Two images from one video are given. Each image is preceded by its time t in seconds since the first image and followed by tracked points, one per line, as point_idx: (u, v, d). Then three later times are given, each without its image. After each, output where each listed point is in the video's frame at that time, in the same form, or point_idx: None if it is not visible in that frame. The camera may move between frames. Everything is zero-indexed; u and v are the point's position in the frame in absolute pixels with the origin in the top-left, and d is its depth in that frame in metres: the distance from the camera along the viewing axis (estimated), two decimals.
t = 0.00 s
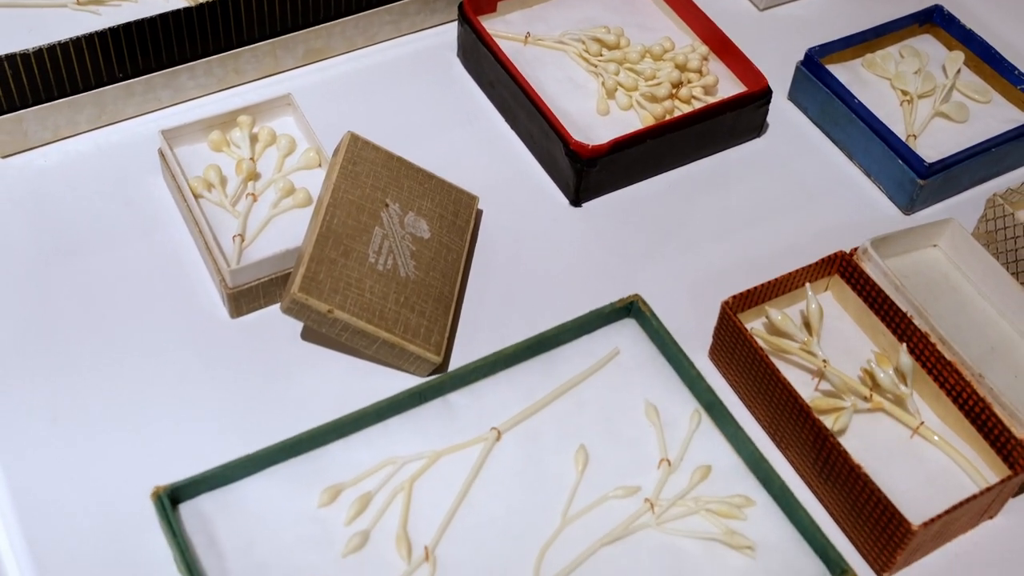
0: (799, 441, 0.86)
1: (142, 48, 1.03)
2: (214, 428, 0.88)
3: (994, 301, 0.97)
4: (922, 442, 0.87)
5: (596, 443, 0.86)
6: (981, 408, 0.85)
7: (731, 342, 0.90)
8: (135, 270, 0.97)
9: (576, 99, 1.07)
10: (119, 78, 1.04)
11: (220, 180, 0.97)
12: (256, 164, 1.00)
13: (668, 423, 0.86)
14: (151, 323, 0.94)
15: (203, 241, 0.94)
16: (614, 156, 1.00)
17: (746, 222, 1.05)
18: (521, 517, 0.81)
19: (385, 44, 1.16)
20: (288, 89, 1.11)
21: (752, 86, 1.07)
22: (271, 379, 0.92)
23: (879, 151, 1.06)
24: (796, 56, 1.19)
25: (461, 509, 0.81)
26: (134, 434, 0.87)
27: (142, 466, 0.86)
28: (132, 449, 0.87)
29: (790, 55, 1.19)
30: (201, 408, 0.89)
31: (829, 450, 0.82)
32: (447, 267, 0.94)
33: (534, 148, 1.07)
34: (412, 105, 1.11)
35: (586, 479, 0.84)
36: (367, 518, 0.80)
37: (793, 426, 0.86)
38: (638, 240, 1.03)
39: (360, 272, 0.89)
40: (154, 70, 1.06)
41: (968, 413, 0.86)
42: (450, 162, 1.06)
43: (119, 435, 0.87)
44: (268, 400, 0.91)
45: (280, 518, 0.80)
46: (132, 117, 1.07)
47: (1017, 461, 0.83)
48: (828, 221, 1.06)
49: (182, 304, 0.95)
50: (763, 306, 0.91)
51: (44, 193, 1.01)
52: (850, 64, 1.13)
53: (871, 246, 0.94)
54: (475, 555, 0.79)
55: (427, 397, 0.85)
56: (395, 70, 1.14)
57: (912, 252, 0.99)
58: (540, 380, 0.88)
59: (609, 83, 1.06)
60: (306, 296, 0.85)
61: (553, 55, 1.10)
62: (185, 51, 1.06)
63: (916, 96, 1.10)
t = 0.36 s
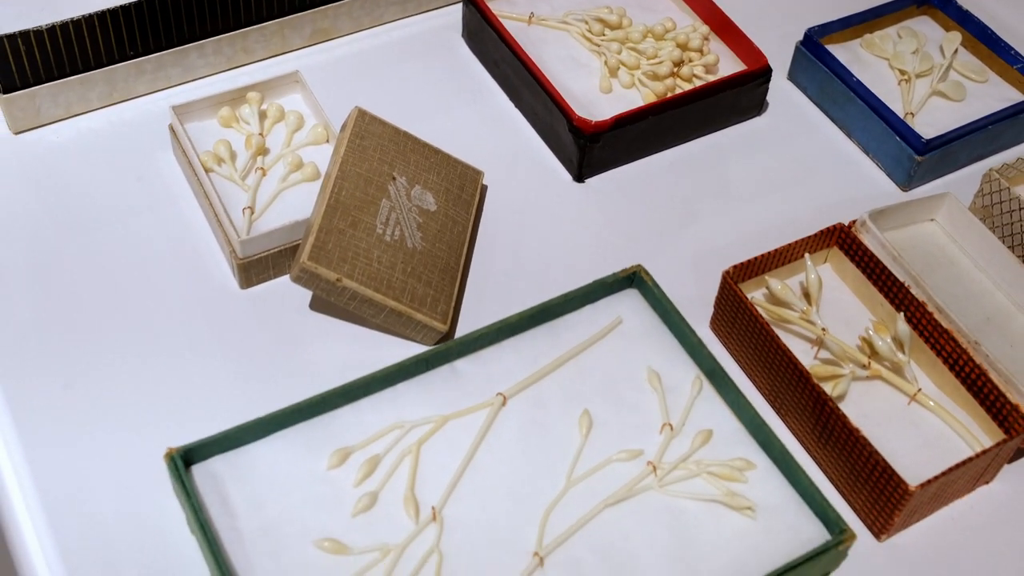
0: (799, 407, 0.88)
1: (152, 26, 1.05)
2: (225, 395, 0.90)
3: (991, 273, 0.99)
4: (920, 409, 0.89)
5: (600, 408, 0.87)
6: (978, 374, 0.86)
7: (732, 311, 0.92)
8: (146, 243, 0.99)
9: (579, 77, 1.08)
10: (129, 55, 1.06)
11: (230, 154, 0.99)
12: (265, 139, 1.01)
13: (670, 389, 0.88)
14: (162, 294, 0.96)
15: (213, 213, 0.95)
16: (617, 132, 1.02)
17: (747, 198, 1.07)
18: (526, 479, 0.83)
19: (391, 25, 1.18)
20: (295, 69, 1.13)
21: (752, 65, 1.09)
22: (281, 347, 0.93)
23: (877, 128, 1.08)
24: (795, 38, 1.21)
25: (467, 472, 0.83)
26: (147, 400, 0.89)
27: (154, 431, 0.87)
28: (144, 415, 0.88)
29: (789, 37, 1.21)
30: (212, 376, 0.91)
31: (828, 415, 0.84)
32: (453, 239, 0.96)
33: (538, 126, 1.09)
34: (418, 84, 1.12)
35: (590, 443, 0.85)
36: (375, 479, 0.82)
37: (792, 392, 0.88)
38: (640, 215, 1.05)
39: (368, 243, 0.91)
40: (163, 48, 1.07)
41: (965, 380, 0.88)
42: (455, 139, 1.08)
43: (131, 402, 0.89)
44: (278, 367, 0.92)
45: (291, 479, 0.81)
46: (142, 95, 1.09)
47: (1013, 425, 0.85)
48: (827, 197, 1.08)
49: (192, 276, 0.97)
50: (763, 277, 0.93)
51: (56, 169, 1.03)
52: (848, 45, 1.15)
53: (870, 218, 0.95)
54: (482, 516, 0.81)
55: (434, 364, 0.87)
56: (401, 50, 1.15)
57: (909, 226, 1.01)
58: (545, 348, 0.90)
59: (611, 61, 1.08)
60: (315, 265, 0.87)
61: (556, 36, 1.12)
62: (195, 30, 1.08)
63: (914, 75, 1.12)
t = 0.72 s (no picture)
0: (795, 375, 0.90)
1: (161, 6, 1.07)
2: (233, 364, 0.92)
3: (983, 247, 1.01)
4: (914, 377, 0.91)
5: (600, 376, 0.89)
6: (970, 343, 0.88)
7: (729, 283, 0.93)
8: (156, 218, 1.01)
9: (580, 58, 1.10)
10: (139, 35, 1.08)
11: (238, 131, 1.01)
12: (272, 117, 1.03)
13: (669, 357, 0.90)
14: (171, 267, 0.98)
15: (222, 188, 0.97)
16: (617, 110, 1.04)
17: (744, 176, 1.09)
18: (529, 443, 0.85)
19: (395, 8, 1.20)
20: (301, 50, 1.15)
21: (750, 47, 1.11)
22: (288, 318, 0.95)
23: (873, 108, 1.10)
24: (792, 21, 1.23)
25: (471, 436, 0.85)
26: (157, 369, 0.91)
27: (165, 399, 0.89)
28: (154, 384, 0.90)
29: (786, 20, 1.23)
30: (220, 346, 0.93)
31: (823, 381, 0.86)
32: (456, 213, 0.98)
33: (539, 106, 1.11)
34: (422, 64, 1.14)
35: (590, 409, 0.87)
36: (381, 443, 0.84)
37: (788, 360, 0.90)
38: (640, 192, 1.07)
39: (373, 216, 0.93)
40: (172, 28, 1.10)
41: (957, 349, 0.90)
42: (458, 118, 1.10)
43: (142, 371, 0.91)
44: (285, 338, 0.94)
45: (298, 443, 0.83)
46: (151, 76, 1.11)
47: (1004, 391, 0.87)
48: (823, 175, 1.10)
49: (201, 250, 0.99)
50: (760, 249, 0.95)
51: (67, 146, 1.05)
52: (844, 27, 1.17)
53: (864, 193, 0.97)
54: (486, 478, 0.83)
55: (438, 332, 0.89)
56: (405, 32, 1.18)
57: (903, 202, 1.03)
58: (547, 318, 0.92)
59: (611, 42, 1.10)
60: (321, 237, 0.89)
61: (557, 17, 1.14)
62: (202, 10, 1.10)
63: (909, 57, 1.14)
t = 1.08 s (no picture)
0: (793, 347, 0.91)
1: None
2: (239, 336, 0.93)
3: (980, 224, 1.02)
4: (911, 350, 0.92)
5: (601, 347, 0.91)
6: (967, 316, 0.89)
7: (729, 257, 0.95)
8: (163, 194, 1.02)
9: (582, 39, 1.12)
10: (145, 16, 1.09)
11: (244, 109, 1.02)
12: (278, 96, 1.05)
13: (669, 329, 0.91)
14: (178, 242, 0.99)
15: (228, 164, 0.99)
16: (618, 89, 1.06)
17: (743, 155, 1.10)
18: (530, 412, 0.86)
19: None
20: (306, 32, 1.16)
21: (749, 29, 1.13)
22: (293, 292, 0.97)
23: (871, 88, 1.11)
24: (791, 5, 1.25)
25: (474, 405, 0.86)
26: (164, 341, 0.92)
27: (172, 369, 0.91)
28: (161, 354, 0.92)
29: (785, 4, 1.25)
30: (226, 319, 0.95)
31: (822, 353, 0.87)
32: (459, 190, 0.99)
33: (541, 86, 1.12)
34: (425, 45, 1.16)
35: (591, 380, 0.89)
36: (385, 412, 0.85)
37: (787, 333, 0.91)
38: (640, 170, 1.08)
39: (378, 191, 0.94)
40: (177, 9, 1.11)
41: (954, 321, 0.91)
42: (460, 98, 1.12)
43: (149, 343, 0.92)
44: (291, 311, 0.96)
45: (304, 411, 0.84)
46: (157, 56, 1.13)
47: (999, 363, 0.88)
48: (822, 155, 1.11)
49: (207, 225, 1.00)
50: (760, 225, 0.96)
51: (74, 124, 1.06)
52: (843, 10, 1.19)
53: (863, 169, 0.99)
54: (488, 446, 0.84)
55: (441, 304, 0.90)
56: (408, 14, 1.19)
57: (901, 179, 1.04)
58: (548, 291, 0.93)
59: (612, 23, 1.12)
60: (326, 211, 0.90)
61: None
62: None
63: (907, 39, 1.15)
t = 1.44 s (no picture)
0: (796, 319, 0.92)
1: None
2: (247, 308, 0.94)
3: (981, 199, 1.03)
4: (913, 322, 0.93)
5: (606, 319, 0.92)
6: (968, 287, 0.90)
7: (732, 231, 0.96)
8: (171, 170, 1.03)
9: (586, 18, 1.13)
10: None
11: (251, 87, 1.03)
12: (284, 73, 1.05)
13: (673, 301, 0.92)
14: (186, 217, 1.00)
15: (235, 140, 1.00)
16: (622, 67, 1.06)
17: (746, 133, 1.11)
18: (536, 381, 0.87)
19: None
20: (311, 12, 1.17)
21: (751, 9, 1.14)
22: (300, 265, 0.98)
23: (872, 68, 1.12)
24: None
25: (479, 374, 0.87)
26: (173, 313, 0.93)
27: (181, 340, 0.92)
28: (170, 326, 0.92)
29: None
30: (234, 291, 0.95)
31: (824, 323, 0.88)
32: (464, 165, 1.00)
33: (546, 65, 1.13)
34: (429, 26, 1.17)
35: (596, 350, 0.90)
36: (392, 381, 0.86)
37: (790, 305, 0.92)
38: (643, 148, 1.09)
39: (384, 165, 0.94)
40: None
41: (955, 293, 0.92)
42: (465, 77, 1.13)
43: (158, 314, 0.93)
44: (297, 284, 0.96)
45: (311, 379, 0.85)
46: (164, 36, 1.13)
47: (1000, 333, 0.89)
48: (823, 133, 1.12)
49: (215, 200, 1.01)
50: (762, 199, 0.97)
51: (82, 102, 1.07)
52: None
53: (864, 145, 0.99)
54: (494, 414, 0.85)
55: (447, 276, 0.91)
56: None
57: (903, 156, 1.05)
58: (553, 263, 0.94)
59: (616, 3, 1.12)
60: (334, 184, 0.91)
61: None
62: None
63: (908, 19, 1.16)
